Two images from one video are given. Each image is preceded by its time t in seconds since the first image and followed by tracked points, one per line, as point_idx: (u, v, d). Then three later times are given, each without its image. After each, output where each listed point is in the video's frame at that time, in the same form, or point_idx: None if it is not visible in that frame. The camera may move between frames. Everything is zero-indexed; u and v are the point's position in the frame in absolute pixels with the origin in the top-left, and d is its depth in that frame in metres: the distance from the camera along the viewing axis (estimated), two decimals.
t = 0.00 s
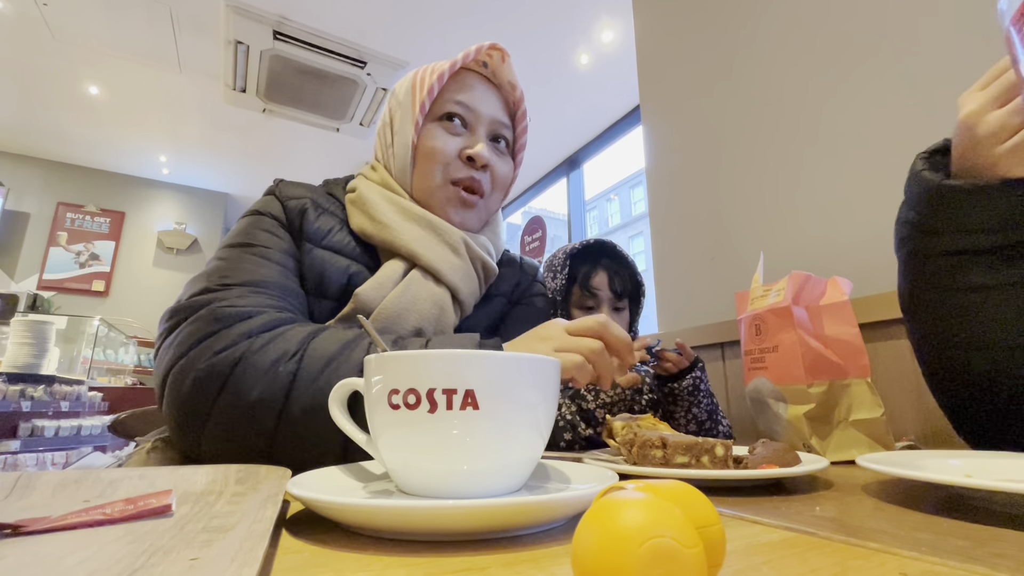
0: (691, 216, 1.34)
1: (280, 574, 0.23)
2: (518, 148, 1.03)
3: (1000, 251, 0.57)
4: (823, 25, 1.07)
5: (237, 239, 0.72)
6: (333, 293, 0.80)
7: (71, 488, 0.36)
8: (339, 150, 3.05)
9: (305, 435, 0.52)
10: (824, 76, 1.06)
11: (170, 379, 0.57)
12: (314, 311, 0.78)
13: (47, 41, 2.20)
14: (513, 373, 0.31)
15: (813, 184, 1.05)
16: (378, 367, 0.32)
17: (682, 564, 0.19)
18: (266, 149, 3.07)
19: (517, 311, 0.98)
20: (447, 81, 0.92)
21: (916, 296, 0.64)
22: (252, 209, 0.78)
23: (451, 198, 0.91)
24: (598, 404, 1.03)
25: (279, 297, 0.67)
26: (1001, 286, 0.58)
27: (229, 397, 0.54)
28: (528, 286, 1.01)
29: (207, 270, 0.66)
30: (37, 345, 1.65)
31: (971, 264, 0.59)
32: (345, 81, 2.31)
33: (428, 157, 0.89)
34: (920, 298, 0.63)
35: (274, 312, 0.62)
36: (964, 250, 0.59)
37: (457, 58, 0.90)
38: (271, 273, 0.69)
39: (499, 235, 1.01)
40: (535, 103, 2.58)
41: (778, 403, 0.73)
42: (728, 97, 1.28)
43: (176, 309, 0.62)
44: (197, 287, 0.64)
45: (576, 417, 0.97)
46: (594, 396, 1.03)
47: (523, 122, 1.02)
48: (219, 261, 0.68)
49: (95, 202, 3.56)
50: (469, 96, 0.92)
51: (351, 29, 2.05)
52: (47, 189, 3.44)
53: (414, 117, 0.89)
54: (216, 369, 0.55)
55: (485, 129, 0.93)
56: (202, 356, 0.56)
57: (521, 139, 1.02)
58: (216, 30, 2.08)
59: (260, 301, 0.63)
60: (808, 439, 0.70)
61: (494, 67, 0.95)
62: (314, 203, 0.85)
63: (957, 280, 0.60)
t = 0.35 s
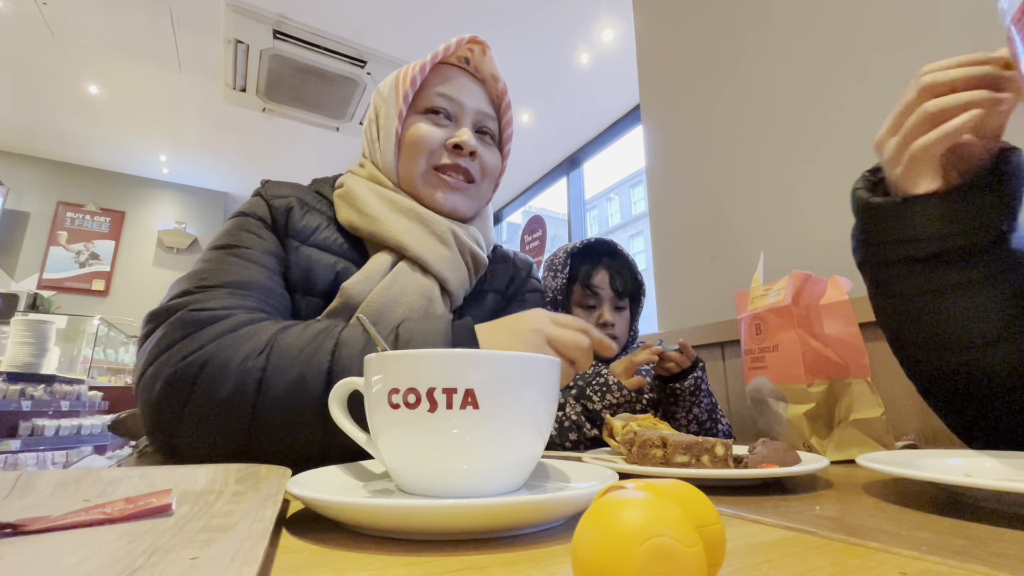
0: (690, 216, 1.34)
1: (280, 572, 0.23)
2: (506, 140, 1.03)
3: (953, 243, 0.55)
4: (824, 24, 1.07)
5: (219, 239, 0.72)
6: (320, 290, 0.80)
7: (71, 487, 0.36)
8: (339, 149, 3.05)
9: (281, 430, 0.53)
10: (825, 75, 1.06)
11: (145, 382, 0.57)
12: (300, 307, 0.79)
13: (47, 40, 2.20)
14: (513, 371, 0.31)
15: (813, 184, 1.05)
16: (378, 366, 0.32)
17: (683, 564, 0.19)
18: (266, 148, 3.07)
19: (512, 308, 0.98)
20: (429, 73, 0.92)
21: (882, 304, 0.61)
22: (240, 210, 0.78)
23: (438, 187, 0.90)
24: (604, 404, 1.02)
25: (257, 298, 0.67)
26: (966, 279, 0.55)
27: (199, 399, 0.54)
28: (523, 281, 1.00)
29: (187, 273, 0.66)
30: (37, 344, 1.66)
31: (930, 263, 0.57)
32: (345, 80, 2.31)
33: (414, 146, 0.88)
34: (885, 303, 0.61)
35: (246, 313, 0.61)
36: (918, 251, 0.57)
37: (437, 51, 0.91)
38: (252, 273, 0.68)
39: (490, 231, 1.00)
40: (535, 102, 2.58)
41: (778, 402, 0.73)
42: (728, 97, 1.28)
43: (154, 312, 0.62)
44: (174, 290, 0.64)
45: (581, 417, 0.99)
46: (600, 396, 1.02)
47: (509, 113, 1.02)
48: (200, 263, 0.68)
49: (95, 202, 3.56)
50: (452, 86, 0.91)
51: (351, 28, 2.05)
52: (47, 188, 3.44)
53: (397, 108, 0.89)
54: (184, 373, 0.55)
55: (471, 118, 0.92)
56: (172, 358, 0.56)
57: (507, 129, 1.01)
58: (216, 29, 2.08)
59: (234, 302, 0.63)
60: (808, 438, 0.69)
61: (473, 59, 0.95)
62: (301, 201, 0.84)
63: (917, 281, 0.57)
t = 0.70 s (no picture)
0: (690, 215, 1.33)
1: (280, 571, 0.23)
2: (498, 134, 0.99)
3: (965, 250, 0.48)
4: (823, 23, 1.07)
5: (205, 244, 0.72)
6: (306, 293, 0.79)
7: (72, 486, 0.36)
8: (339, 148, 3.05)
9: (277, 432, 0.52)
10: (824, 74, 1.06)
11: (137, 386, 0.57)
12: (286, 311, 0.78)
13: (47, 39, 2.20)
14: (513, 371, 0.31)
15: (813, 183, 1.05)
16: (379, 365, 0.32)
17: (683, 564, 0.19)
18: (266, 147, 3.07)
19: (507, 302, 0.98)
20: (417, 67, 0.88)
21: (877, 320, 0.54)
22: (222, 214, 0.78)
23: (428, 191, 0.88)
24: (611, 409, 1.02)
25: (249, 304, 0.67)
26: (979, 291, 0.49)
27: (195, 403, 0.54)
28: (514, 276, 1.01)
29: (178, 277, 0.66)
30: (37, 343, 1.66)
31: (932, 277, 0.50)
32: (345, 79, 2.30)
33: (401, 150, 0.86)
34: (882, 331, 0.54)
35: (242, 318, 0.62)
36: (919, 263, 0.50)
37: (425, 42, 0.86)
38: (242, 279, 0.69)
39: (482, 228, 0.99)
40: (535, 101, 2.58)
41: (778, 402, 0.73)
42: (728, 96, 1.28)
43: (142, 317, 0.62)
44: (166, 294, 0.64)
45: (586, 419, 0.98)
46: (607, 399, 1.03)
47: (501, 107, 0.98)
48: (188, 268, 0.68)
49: (95, 201, 3.56)
50: (441, 82, 0.87)
51: (351, 27, 2.05)
52: (47, 188, 3.44)
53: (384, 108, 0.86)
54: (180, 378, 0.55)
55: (461, 115, 0.89)
56: (166, 365, 0.56)
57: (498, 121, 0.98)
58: (216, 28, 2.08)
59: (229, 309, 0.63)
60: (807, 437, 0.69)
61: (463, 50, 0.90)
62: (282, 201, 0.84)
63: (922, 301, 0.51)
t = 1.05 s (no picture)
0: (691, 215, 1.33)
1: (281, 570, 0.23)
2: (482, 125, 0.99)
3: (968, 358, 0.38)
4: (823, 23, 1.07)
5: (194, 247, 0.72)
6: (295, 295, 0.78)
7: (72, 486, 0.36)
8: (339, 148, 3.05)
9: (275, 430, 0.52)
10: (824, 74, 1.06)
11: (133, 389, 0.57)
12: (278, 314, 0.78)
13: (47, 38, 2.20)
14: (513, 370, 0.31)
15: (813, 182, 1.05)
16: (379, 365, 0.32)
17: (683, 563, 0.19)
18: (266, 147, 3.07)
19: (497, 299, 0.96)
20: (395, 61, 0.87)
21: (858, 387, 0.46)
22: (209, 216, 0.77)
23: (414, 186, 0.88)
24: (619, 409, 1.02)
25: (240, 305, 0.67)
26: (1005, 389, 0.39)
27: (192, 405, 0.54)
28: (506, 272, 0.99)
29: (168, 281, 0.66)
30: (37, 343, 1.66)
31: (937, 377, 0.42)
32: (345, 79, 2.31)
33: (383, 144, 0.85)
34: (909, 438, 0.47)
35: (237, 320, 0.62)
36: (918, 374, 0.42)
37: (402, 36, 0.86)
38: (232, 281, 0.69)
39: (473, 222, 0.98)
40: (535, 100, 2.59)
41: (778, 402, 0.73)
42: (727, 95, 1.28)
43: (135, 322, 0.62)
44: (157, 298, 0.64)
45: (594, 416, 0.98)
46: (615, 400, 1.03)
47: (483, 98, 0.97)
48: (176, 272, 0.68)
49: (95, 201, 3.56)
50: (420, 75, 0.87)
51: (351, 27, 2.05)
52: (47, 187, 3.44)
53: (363, 104, 0.85)
54: (177, 380, 0.55)
55: (442, 107, 0.88)
56: (162, 368, 0.56)
57: (481, 113, 0.97)
58: (216, 28, 2.08)
59: (222, 312, 0.63)
60: (808, 437, 0.70)
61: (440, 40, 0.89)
62: (268, 203, 0.83)
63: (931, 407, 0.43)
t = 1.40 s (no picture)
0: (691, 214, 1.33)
1: (280, 570, 0.23)
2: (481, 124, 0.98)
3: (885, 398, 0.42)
4: (823, 22, 1.07)
5: (191, 249, 0.72)
6: (294, 296, 0.78)
7: (71, 485, 0.36)
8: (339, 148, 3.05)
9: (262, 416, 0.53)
10: (823, 73, 1.06)
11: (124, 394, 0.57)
12: (275, 316, 0.77)
13: (46, 38, 2.20)
14: (513, 369, 0.31)
15: (813, 182, 1.05)
16: (379, 364, 0.32)
17: (682, 563, 0.19)
18: (266, 146, 3.07)
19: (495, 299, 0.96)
20: (396, 58, 0.86)
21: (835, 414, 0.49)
22: (207, 217, 0.78)
23: (412, 184, 0.87)
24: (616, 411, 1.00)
25: (231, 302, 0.67)
26: (932, 419, 0.42)
27: (178, 403, 0.54)
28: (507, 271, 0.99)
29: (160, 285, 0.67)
30: (37, 343, 1.66)
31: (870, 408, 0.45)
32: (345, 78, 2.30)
33: (383, 143, 0.84)
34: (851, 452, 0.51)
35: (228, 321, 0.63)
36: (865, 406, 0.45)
37: (403, 34, 0.85)
38: (222, 279, 0.69)
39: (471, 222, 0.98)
40: (535, 100, 2.58)
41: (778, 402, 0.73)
42: (727, 95, 1.28)
43: (129, 325, 0.62)
44: (149, 303, 0.65)
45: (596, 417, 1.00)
46: (613, 402, 1.00)
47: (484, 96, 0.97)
48: (170, 275, 0.69)
49: (95, 201, 3.56)
50: (421, 73, 0.86)
51: (351, 26, 2.05)
52: (47, 187, 3.44)
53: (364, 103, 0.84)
54: (163, 380, 0.55)
55: (443, 106, 0.87)
56: (148, 370, 0.56)
57: (481, 111, 0.97)
58: (215, 27, 2.08)
59: (210, 312, 0.63)
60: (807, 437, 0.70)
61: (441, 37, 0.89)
62: (267, 203, 0.83)
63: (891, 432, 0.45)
